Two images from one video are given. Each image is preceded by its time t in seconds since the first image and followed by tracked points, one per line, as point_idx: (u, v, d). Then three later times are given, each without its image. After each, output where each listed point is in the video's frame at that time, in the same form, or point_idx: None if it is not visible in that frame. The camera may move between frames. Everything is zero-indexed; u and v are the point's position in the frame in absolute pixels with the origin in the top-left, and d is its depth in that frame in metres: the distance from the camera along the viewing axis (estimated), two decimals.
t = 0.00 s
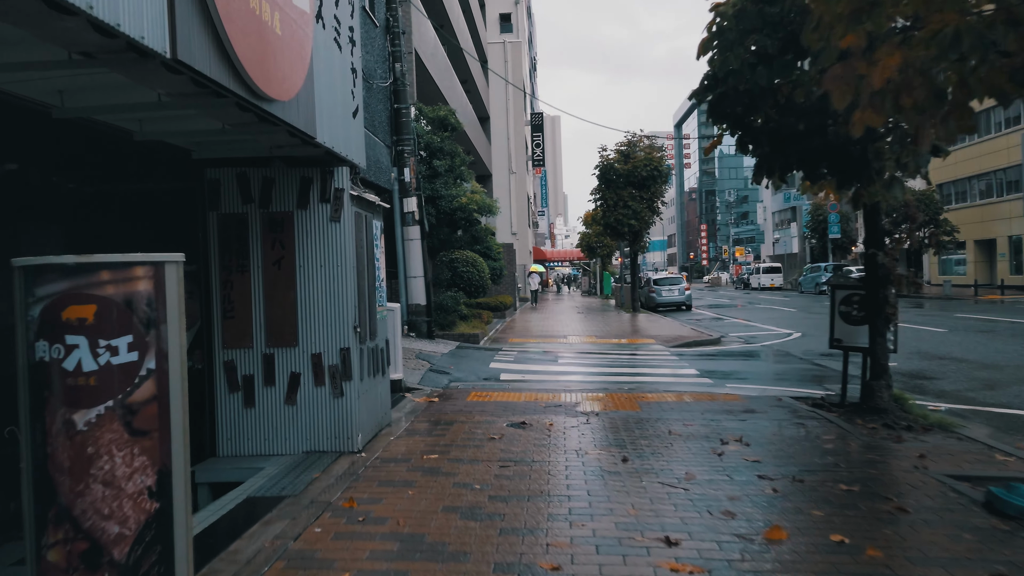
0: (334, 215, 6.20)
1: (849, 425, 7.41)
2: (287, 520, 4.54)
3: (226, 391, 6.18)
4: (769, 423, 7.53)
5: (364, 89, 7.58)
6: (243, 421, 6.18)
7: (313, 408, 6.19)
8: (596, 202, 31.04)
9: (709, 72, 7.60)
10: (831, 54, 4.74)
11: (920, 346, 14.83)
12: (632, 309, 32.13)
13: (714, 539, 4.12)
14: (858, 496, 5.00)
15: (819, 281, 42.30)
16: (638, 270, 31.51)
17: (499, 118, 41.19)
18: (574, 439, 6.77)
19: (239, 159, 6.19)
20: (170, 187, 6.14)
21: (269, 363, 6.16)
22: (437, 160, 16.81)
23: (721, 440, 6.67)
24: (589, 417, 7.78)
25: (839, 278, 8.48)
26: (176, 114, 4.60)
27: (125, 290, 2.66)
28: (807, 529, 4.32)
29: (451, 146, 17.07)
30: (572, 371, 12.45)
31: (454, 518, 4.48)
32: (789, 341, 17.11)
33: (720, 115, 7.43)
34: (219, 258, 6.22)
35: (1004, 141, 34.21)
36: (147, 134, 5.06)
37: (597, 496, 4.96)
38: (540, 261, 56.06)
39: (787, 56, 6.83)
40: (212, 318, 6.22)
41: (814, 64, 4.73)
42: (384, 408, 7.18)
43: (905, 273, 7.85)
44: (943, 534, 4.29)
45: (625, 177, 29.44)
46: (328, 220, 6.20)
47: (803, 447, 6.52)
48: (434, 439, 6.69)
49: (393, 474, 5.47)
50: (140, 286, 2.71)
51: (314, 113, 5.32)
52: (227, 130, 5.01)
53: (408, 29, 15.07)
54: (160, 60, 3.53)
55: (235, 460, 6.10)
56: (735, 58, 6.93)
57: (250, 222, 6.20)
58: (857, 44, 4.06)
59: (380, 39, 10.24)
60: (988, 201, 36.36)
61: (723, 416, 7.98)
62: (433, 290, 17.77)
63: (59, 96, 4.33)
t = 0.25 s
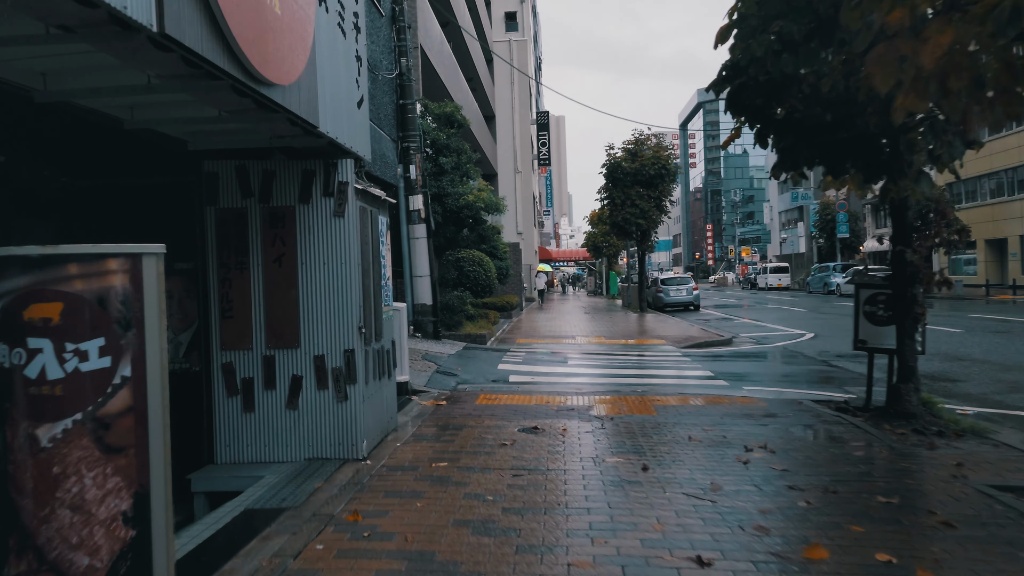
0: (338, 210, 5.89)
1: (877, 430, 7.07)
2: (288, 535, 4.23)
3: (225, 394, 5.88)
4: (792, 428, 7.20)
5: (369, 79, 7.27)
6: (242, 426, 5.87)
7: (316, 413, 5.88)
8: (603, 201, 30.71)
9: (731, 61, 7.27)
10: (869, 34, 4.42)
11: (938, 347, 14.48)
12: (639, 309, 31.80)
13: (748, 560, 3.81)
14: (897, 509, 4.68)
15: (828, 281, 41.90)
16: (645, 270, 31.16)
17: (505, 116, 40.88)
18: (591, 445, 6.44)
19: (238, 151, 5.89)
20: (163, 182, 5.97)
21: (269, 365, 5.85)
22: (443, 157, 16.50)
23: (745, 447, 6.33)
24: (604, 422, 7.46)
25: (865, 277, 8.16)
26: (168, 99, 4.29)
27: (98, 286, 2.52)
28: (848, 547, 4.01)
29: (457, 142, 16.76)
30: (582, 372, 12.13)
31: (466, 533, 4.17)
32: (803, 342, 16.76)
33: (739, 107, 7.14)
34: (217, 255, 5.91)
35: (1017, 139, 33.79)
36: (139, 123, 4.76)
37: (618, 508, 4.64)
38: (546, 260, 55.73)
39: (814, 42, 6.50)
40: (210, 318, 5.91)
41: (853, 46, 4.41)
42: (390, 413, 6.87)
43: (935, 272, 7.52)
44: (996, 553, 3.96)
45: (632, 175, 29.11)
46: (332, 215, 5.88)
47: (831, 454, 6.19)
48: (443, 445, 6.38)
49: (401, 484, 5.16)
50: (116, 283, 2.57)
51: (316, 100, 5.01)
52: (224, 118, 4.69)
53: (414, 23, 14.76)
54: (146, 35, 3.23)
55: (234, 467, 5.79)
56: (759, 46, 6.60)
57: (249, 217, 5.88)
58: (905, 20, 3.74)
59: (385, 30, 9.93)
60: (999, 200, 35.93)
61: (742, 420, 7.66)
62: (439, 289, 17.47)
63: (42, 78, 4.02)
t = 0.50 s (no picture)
0: (341, 210, 5.57)
1: (907, 441, 6.75)
2: (287, 561, 3.91)
3: (222, 406, 5.56)
4: (817, 438, 6.87)
5: (374, 75, 6.98)
6: (239, 439, 5.55)
7: (318, 425, 5.56)
8: (609, 201, 30.37)
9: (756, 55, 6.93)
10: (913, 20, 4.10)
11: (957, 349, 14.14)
12: (646, 310, 31.46)
13: None
14: (942, 531, 4.34)
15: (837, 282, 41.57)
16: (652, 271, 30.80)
17: (510, 116, 40.53)
18: (608, 458, 6.11)
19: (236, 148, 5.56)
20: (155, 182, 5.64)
21: (269, 375, 5.53)
22: (449, 157, 16.18)
23: (770, 459, 5.99)
24: (620, 431, 7.12)
25: (890, 278, 7.84)
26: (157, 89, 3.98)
27: (57, 300, 2.22)
28: None
29: (463, 142, 16.43)
30: (592, 377, 11.81)
31: (479, 560, 3.86)
32: (817, 344, 16.41)
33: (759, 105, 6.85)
34: (213, 258, 5.58)
35: None
36: (127, 117, 4.45)
37: (643, 530, 4.32)
38: (551, 260, 55.43)
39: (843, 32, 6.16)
40: (206, 325, 5.59)
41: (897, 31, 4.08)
42: (396, 423, 6.54)
43: (965, 274, 7.20)
44: None
45: (640, 175, 28.75)
46: (334, 216, 5.56)
47: (862, 467, 5.86)
48: (452, 458, 6.06)
49: (408, 502, 4.85)
50: (84, 295, 2.27)
51: (317, 93, 4.70)
52: (218, 112, 4.37)
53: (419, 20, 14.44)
54: (126, 15, 2.92)
55: (232, 483, 5.47)
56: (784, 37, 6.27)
57: (247, 218, 5.56)
58: None
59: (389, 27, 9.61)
60: (1010, 200, 35.53)
61: (764, 428, 7.31)
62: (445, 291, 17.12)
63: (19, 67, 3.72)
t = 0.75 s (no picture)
0: (341, 204, 5.25)
1: (936, 447, 6.43)
2: None
3: (214, 410, 5.25)
4: (841, 443, 6.54)
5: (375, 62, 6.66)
6: (233, 445, 5.24)
7: (316, 431, 5.25)
8: (614, 200, 30.04)
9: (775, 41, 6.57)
10: None
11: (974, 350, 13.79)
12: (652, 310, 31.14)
13: None
14: (989, 548, 4.02)
15: (843, 282, 41.22)
16: (657, 270, 30.46)
17: (513, 115, 40.19)
18: (622, 465, 5.78)
19: (229, 137, 5.25)
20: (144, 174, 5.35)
21: (264, 378, 5.22)
22: (452, 153, 15.86)
23: (794, 467, 5.67)
24: (632, 435, 6.81)
25: (914, 276, 7.50)
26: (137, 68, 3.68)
27: None
28: None
29: (467, 138, 16.13)
30: (600, 379, 11.49)
31: None
32: (828, 345, 16.08)
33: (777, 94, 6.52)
34: (205, 254, 5.26)
35: None
36: (110, 101, 4.14)
37: (667, 546, 4.00)
38: (554, 260, 55.09)
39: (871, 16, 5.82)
40: (197, 326, 5.27)
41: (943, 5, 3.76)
42: (398, 428, 6.23)
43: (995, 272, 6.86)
44: None
45: (645, 174, 28.42)
46: (333, 209, 5.25)
47: (893, 476, 5.54)
48: (458, 464, 5.74)
49: (412, 514, 4.53)
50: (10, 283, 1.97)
51: (313, 76, 4.38)
52: (207, 95, 4.06)
53: (421, 13, 14.12)
54: None
55: (225, 492, 5.16)
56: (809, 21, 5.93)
57: (241, 212, 5.25)
58: None
59: (391, 17, 9.29)
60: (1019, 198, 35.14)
61: (784, 433, 6.99)
62: (449, 291, 16.79)
63: None
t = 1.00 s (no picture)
0: (338, 198, 4.93)
1: (966, 455, 6.09)
2: None
3: (203, 418, 4.93)
4: (865, 450, 6.21)
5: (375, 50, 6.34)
6: (223, 455, 4.92)
7: (311, 440, 4.93)
8: (618, 200, 29.73)
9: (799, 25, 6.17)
10: None
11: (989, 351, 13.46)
12: (656, 311, 30.82)
13: None
14: None
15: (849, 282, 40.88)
16: (661, 271, 30.13)
17: (515, 114, 39.88)
18: (638, 475, 5.45)
19: (219, 127, 4.94)
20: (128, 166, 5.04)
21: (256, 384, 4.90)
22: (455, 150, 15.57)
23: (819, 476, 5.33)
24: (644, 442, 6.48)
25: (938, 275, 7.17)
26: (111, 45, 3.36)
27: None
28: None
29: (470, 135, 15.84)
30: (607, 382, 11.17)
31: None
32: (838, 345, 15.74)
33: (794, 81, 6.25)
34: (194, 251, 4.94)
35: None
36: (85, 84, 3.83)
37: (691, 567, 3.68)
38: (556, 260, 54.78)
39: None
40: (186, 327, 4.95)
41: None
42: (399, 435, 5.90)
43: None
44: None
45: (649, 173, 28.10)
46: (330, 203, 4.92)
47: (926, 486, 5.20)
48: (463, 474, 5.42)
49: (414, 531, 4.21)
50: None
51: (306, 57, 4.06)
52: (191, 77, 3.74)
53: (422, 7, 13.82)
54: None
55: (214, 505, 4.84)
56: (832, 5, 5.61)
57: (232, 206, 4.93)
58: None
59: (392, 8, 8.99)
60: None
61: (803, 439, 6.67)
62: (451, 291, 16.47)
63: None
